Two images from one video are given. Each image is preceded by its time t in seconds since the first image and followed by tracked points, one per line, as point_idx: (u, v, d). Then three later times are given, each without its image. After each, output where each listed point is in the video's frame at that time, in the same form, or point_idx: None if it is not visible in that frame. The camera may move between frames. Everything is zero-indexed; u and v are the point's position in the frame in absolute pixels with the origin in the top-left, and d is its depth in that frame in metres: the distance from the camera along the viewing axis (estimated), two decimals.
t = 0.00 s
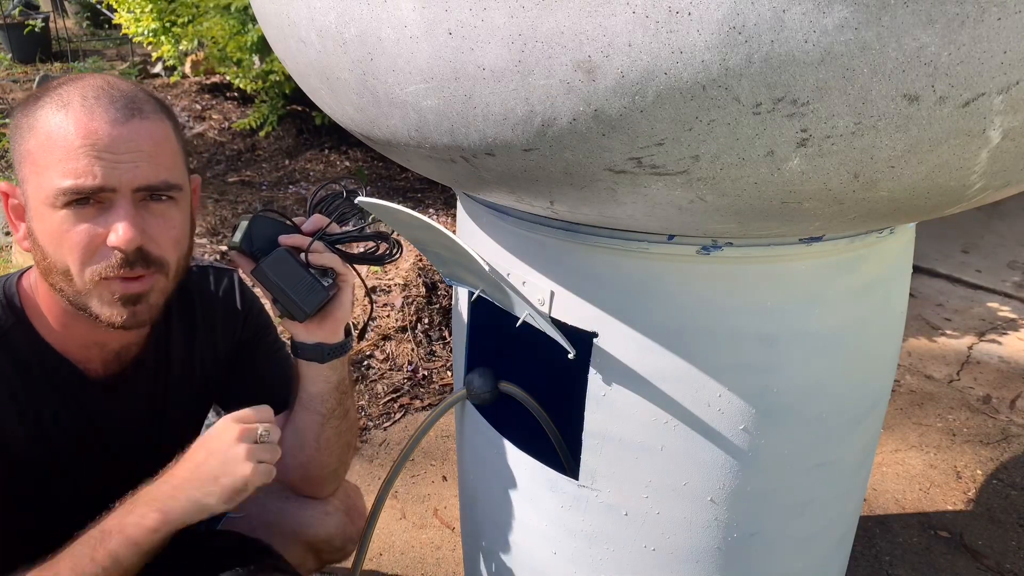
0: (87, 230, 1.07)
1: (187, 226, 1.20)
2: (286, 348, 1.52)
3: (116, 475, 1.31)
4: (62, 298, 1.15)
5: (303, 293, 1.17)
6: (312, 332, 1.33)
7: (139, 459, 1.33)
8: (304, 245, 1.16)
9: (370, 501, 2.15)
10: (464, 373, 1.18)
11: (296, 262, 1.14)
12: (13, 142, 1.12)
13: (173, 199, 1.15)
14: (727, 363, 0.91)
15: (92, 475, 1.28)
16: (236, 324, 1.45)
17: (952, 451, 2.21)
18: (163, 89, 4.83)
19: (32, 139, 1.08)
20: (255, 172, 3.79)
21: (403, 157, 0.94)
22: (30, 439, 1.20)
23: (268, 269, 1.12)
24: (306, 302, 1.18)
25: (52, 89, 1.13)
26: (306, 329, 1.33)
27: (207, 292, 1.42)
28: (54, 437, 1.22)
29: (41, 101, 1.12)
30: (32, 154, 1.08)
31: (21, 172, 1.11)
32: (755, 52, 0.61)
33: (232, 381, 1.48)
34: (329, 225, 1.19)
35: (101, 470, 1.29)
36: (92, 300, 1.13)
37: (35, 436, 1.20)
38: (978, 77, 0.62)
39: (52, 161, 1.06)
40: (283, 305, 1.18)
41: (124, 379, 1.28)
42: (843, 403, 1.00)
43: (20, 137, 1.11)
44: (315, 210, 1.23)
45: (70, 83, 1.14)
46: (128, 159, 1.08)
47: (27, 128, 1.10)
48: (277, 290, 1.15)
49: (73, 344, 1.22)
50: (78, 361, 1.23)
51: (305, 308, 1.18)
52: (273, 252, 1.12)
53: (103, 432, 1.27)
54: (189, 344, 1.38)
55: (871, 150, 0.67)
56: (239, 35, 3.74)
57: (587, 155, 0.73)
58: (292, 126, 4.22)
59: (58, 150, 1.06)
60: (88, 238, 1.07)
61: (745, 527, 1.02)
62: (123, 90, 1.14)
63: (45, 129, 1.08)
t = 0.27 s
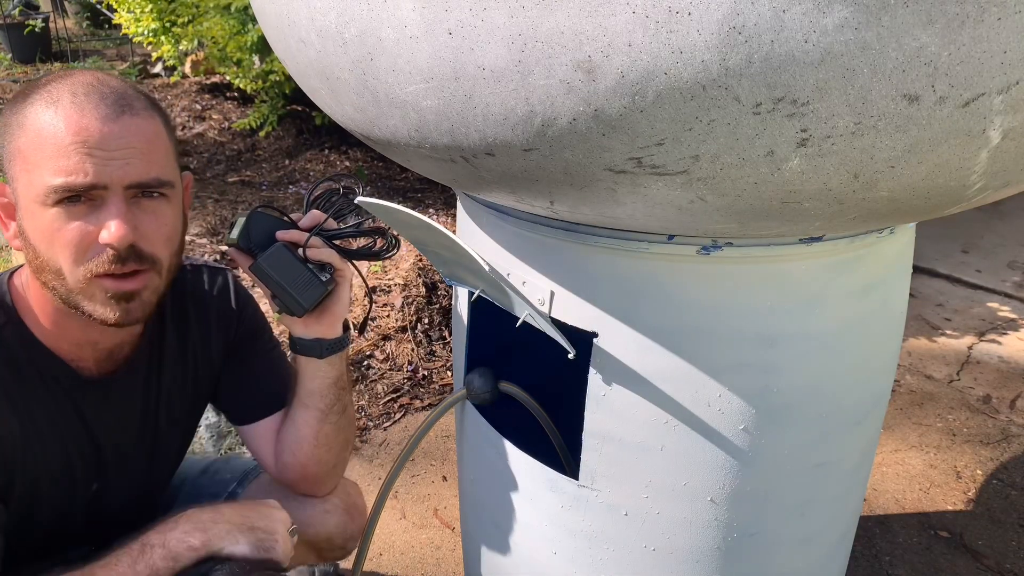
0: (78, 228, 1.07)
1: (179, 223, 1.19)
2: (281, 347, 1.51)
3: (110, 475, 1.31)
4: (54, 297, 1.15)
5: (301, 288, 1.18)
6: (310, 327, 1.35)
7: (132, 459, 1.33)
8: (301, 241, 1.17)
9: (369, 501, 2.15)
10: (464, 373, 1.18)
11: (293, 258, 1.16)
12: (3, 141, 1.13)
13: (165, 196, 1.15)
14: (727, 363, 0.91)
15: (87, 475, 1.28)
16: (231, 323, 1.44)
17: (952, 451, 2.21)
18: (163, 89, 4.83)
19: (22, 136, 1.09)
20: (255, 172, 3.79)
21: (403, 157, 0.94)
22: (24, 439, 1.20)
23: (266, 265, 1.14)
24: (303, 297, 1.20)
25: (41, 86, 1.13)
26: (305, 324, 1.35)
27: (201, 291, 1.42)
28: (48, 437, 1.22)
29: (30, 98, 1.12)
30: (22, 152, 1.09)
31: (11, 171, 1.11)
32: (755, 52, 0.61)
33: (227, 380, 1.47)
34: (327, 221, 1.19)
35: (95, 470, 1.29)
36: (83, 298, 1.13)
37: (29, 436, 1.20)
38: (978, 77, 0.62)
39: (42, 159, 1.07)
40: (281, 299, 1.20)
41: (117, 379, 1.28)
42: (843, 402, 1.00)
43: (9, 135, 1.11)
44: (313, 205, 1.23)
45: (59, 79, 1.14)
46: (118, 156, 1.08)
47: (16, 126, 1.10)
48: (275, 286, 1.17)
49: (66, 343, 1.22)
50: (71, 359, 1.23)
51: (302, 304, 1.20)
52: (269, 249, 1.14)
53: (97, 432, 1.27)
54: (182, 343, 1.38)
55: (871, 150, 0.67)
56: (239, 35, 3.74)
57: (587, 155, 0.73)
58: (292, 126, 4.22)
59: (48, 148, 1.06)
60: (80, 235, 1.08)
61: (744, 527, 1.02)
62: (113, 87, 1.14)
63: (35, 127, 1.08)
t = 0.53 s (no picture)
0: (97, 242, 1.07)
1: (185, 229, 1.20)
2: (280, 349, 1.51)
3: (107, 478, 1.31)
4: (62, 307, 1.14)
5: (304, 290, 1.18)
6: (312, 330, 1.35)
7: (129, 461, 1.33)
8: (303, 243, 1.17)
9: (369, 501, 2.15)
10: (464, 373, 1.18)
11: (296, 260, 1.15)
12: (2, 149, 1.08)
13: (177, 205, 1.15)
14: (727, 363, 0.91)
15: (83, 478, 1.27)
16: (231, 325, 1.45)
17: (952, 451, 2.21)
18: (163, 89, 4.83)
19: (29, 147, 1.05)
20: (255, 172, 3.79)
21: (403, 157, 0.94)
22: (18, 443, 1.19)
23: (268, 268, 1.14)
24: (306, 300, 1.19)
25: (41, 92, 1.09)
26: (307, 326, 1.35)
27: (199, 294, 1.42)
28: (43, 440, 1.21)
29: (31, 104, 1.07)
30: (29, 163, 1.05)
31: (13, 181, 1.07)
32: (755, 52, 0.61)
33: (226, 382, 1.47)
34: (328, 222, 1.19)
35: (92, 473, 1.28)
36: (97, 308, 1.14)
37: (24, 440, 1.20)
38: (978, 77, 0.62)
39: (55, 173, 1.04)
40: (284, 302, 1.19)
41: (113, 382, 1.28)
42: (843, 402, 1.00)
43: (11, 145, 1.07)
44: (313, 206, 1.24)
45: (60, 84, 1.10)
46: (136, 169, 1.07)
47: (19, 135, 1.06)
48: (278, 289, 1.17)
49: (62, 348, 1.21)
50: (67, 363, 1.23)
51: (304, 306, 1.19)
52: (272, 252, 1.13)
53: (93, 434, 1.27)
54: (179, 346, 1.38)
55: (871, 150, 0.67)
56: (239, 35, 3.74)
57: (587, 155, 0.73)
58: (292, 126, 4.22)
59: (61, 161, 1.03)
60: (98, 249, 1.07)
61: (744, 527, 1.02)
62: (119, 93, 1.11)
63: (44, 139, 1.04)
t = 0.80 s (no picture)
0: (149, 263, 1.12)
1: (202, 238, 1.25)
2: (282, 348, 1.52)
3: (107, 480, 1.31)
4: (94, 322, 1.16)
5: (312, 280, 1.18)
6: (320, 320, 1.35)
7: (130, 462, 1.33)
8: (309, 234, 1.19)
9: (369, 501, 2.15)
10: (464, 373, 1.18)
11: (302, 249, 1.16)
12: (30, 175, 1.07)
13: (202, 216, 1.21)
14: (727, 363, 0.91)
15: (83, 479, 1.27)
16: (233, 326, 1.45)
17: (952, 451, 2.21)
18: (163, 89, 4.83)
19: (68, 175, 1.06)
20: (255, 172, 3.79)
21: (404, 157, 0.94)
22: (21, 444, 1.18)
23: (276, 257, 1.15)
24: (315, 289, 1.18)
25: (66, 115, 1.08)
26: (314, 317, 1.35)
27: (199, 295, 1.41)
28: (45, 441, 1.20)
29: (59, 130, 1.07)
30: (72, 191, 1.06)
31: (46, 206, 1.07)
32: (755, 52, 0.61)
33: (227, 383, 1.48)
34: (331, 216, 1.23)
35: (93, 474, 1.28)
36: (139, 321, 1.18)
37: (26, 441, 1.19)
38: (978, 77, 0.62)
39: (104, 201, 1.06)
40: (293, 292, 1.19)
41: (114, 382, 1.28)
42: (843, 402, 1.00)
43: (43, 172, 1.06)
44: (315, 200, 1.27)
45: (81, 107, 1.10)
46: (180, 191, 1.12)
47: (52, 161, 1.06)
48: (286, 277, 1.17)
49: (65, 350, 1.21)
50: (70, 364, 1.23)
51: (314, 295, 1.19)
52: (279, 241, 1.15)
53: (96, 435, 1.27)
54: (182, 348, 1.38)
55: (870, 150, 0.67)
56: (239, 35, 3.74)
57: (587, 155, 0.73)
58: (292, 126, 4.22)
59: (110, 189, 1.06)
60: (150, 268, 1.13)
61: (744, 527, 1.02)
62: (142, 115, 1.13)
63: (89, 168, 1.06)
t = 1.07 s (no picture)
0: (164, 263, 1.16)
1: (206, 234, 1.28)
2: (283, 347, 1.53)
3: (112, 475, 1.31)
4: (105, 321, 1.19)
5: (300, 268, 1.20)
6: (311, 307, 1.35)
7: (133, 459, 1.33)
8: (299, 223, 1.20)
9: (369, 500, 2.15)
10: (464, 373, 1.18)
11: (291, 236, 1.18)
12: (42, 180, 1.07)
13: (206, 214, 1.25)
14: (727, 363, 0.91)
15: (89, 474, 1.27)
16: (235, 324, 1.45)
17: (952, 451, 2.21)
18: (163, 89, 4.83)
19: (82, 181, 1.07)
20: (255, 172, 3.79)
21: (404, 157, 0.94)
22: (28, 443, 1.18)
23: (265, 246, 1.17)
24: (303, 276, 1.21)
25: (76, 121, 1.10)
26: (305, 305, 1.35)
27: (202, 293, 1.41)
28: (52, 435, 1.20)
29: (70, 136, 1.08)
30: (87, 196, 1.08)
31: (59, 211, 1.08)
32: (755, 52, 0.61)
33: (229, 380, 1.48)
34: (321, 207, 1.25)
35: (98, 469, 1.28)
36: (151, 318, 1.21)
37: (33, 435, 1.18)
38: (978, 77, 0.62)
39: (120, 206, 1.09)
40: (282, 278, 1.22)
41: (119, 378, 1.28)
42: (843, 402, 1.00)
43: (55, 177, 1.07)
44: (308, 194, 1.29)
45: (88, 112, 1.11)
46: (191, 192, 1.15)
47: (65, 167, 1.07)
48: (275, 264, 1.19)
49: (72, 345, 1.22)
50: (76, 359, 1.23)
51: (302, 281, 1.21)
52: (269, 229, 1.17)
53: (102, 434, 1.27)
54: (186, 346, 1.39)
55: (870, 150, 0.67)
56: (239, 35, 3.74)
57: (587, 155, 0.73)
58: (292, 126, 4.22)
59: (126, 193, 1.08)
60: (164, 268, 1.16)
61: (744, 527, 1.02)
62: (148, 118, 1.14)
63: (104, 174, 1.08)
